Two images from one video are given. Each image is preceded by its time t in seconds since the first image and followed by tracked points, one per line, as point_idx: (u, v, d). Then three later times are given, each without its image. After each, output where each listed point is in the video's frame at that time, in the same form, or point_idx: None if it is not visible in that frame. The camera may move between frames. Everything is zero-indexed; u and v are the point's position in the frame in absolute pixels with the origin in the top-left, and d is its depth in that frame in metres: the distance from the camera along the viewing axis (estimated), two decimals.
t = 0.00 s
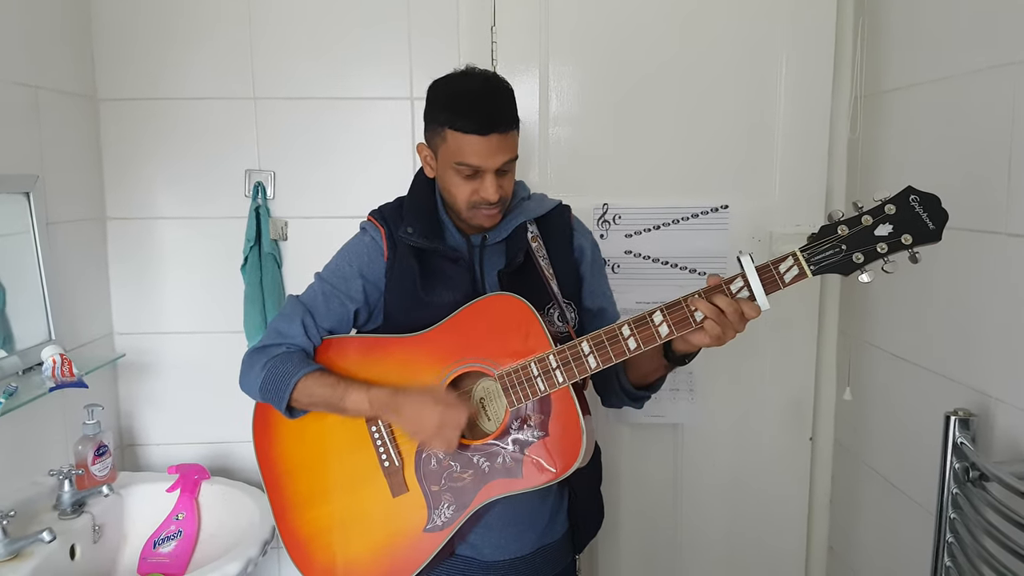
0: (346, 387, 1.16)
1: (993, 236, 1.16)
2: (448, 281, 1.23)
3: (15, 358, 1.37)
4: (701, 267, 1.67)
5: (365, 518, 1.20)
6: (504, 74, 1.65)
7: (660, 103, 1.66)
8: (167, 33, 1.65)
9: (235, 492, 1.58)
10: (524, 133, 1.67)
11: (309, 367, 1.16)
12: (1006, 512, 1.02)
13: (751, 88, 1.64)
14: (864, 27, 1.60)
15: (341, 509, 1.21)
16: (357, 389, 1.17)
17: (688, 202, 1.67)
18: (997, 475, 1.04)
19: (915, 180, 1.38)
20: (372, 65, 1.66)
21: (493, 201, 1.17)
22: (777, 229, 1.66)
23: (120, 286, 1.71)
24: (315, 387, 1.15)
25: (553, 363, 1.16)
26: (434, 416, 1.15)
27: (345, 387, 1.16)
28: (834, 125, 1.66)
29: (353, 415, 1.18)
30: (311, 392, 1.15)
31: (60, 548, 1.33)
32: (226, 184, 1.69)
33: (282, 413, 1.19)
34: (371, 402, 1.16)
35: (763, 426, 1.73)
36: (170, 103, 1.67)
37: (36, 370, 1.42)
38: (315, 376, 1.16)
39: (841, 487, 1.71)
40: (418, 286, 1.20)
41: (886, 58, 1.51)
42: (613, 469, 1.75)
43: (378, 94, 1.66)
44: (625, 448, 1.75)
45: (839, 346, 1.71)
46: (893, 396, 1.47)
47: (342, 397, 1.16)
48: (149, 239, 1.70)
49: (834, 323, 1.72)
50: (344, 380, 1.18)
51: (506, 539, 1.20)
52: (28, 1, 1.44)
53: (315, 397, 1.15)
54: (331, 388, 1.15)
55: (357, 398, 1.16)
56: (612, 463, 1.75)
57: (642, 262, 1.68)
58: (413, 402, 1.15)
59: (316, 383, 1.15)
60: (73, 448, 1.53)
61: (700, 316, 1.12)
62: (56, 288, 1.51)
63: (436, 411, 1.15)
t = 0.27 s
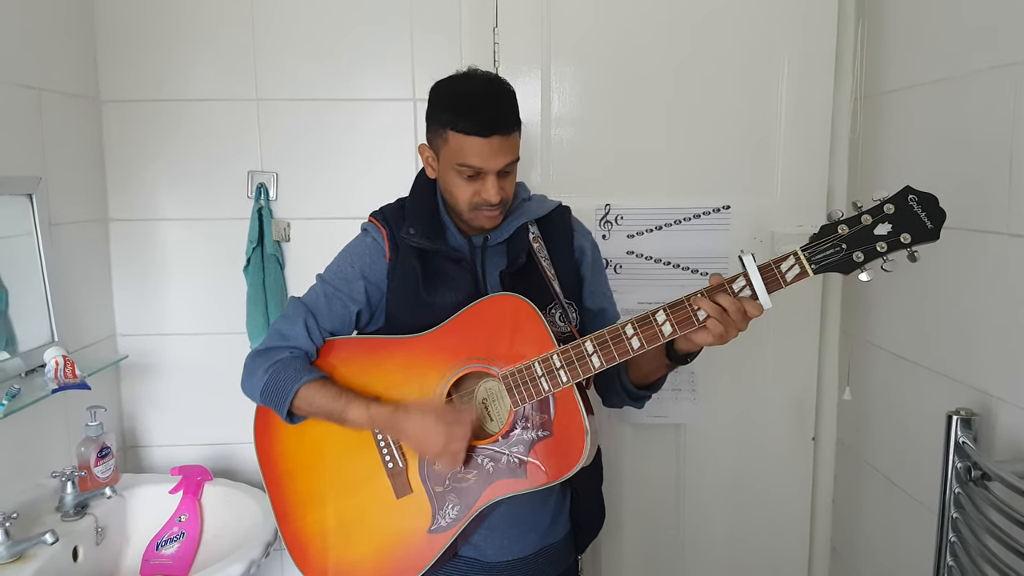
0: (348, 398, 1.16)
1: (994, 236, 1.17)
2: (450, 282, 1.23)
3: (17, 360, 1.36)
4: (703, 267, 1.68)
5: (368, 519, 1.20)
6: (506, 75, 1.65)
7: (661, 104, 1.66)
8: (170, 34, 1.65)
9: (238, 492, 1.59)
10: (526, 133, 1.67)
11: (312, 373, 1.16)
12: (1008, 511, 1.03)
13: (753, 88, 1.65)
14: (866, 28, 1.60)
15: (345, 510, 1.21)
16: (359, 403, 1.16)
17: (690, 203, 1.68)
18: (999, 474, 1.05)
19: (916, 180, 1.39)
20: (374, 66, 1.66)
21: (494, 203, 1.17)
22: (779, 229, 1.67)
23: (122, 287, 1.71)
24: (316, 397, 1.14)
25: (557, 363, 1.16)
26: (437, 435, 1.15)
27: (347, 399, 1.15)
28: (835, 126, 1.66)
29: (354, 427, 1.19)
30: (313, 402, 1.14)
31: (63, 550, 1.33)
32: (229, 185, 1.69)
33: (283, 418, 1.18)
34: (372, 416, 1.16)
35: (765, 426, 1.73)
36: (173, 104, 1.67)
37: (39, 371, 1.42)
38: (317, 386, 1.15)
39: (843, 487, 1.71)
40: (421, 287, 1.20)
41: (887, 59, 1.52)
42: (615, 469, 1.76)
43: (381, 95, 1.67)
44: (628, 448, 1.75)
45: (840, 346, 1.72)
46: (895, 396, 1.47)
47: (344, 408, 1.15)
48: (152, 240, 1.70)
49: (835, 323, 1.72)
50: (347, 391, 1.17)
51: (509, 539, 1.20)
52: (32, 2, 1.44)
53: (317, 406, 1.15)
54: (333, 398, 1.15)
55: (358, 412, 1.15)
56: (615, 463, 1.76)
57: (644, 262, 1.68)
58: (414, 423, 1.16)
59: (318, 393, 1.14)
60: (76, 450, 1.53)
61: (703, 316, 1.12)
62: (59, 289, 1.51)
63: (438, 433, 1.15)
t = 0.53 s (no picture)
0: (348, 391, 1.15)
1: (991, 235, 1.17)
2: (448, 282, 1.23)
3: (14, 362, 1.36)
4: (701, 267, 1.68)
5: (367, 523, 1.20)
6: (504, 76, 1.65)
7: (659, 104, 1.66)
8: (167, 34, 1.65)
9: (235, 494, 1.58)
10: (524, 134, 1.67)
11: (311, 370, 1.16)
12: (1005, 510, 1.03)
13: (750, 89, 1.65)
14: (863, 28, 1.61)
15: (346, 512, 1.21)
16: (362, 393, 1.16)
17: (688, 203, 1.68)
18: (996, 473, 1.05)
19: (913, 180, 1.39)
20: (372, 66, 1.66)
21: (491, 202, 1.17)
22: (777, 229, 1.67)
23: (119, 289, 1.71)
24: (318, 391, 1.14)
25: (557, 362, 1.16)
26: (442, 417, 1.14)
27: (349, 391, 1.16)
28: (833, 126, 1.67)
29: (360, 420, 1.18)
30: (314, 396, 1.14)
31: (60, 552, 1.32)
32: (226, 186, 1.68)
33: (286, 418, 1.18)
34: (376, 406, 1.15)
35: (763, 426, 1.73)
36: (171, 105, 1.66)
37: (36, 373, 1.42)
38: (318, 380, 1.15)
39: (841, 486, 1.72)
40: (418, 288, 1.21)
41: (884, 59, 1.52)
42: (613, 469, 1.76)
43: (379, 95, 1.66)
44: (626, 448, 1.75)
45: (838, 345, 1.72)
46: (892, 396, 1.48)
47: (346, 400, 1.15)
48: (149, 242, 1.70)
49: (833, 323, 1.72)
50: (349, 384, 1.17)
51: (508, 539, 1.21)
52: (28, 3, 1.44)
53: (319, 401, 1.15)
54: (334, 392, 1.15)
55: (361, 403, 1.15)
56: (613, 463, 1.76)
57: (642, 263, 1.68)
58: (418, 407, 1.14)
59: (319, 388, 1.15)
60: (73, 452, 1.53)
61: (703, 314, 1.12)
62: (55, 291, 1.50)
63: (442, 412, 1.14)
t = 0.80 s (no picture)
0: (349, 398, 1.15)
1: (990, 236, 1.17)
2: (448, 282, 1.23)
3: (12, 361, 1.36)
4: (700, 267, 1.68)
5: (368, 524, 1.20)
6: (503, 76, 1.65)
7: (658, 104, 1.66)
8: (167, 34, 1.65)
9: (234, 493, 1.58)
10: (523, 134, 1.67)
11: (311, 374, 1.15)
12: (1004, 511, 1.03)
13: (749, 89, 1.65)
14: (862, 28, 1.60)
15: (348, 513, 1.21)
16: (362, 399, 1.15)
17: (687, 203, 1.68)
18: (995, 474, 1.05)
19: (913, 180, 1.39)
20: (371, 66, 1.66)
21: (487, 202, 1.17)
22: (776, 230, 1.67)
23: (118, 289, 1.71)
24: (317, 397, 1.14)
25: (561, 360, 1.16)
26: (444, 429, 1.14)
27: (348, 397, 1.15)
28: (832, 126, 1.66)
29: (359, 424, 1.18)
30: (315, 401, 1.14)
31: (58, 551, 1.32)
32: (225, 186, 1.68)
33: (284, 420, 1.18)
34: (376, 413, 1.15)
35: (762, 426, 1.73)
36: (170, 105, 1.67)
37: (34, 372, 1.42)
38: (318, 385, 1.15)
39: (840, 488, 1.71)
40: (419, 287, 1.20)
41: (883, 60, 1.52)
42: (612, 470, 1.76)
43: (378, 95, 1.67)
44: (624, 449, 1.75)
45: (837, 346, 1.72)
46: (891, 397, 1.48)
47: (346, 406, 1.14)
48: (148, 241, 1.70)
49: (832, 323, 1.72)
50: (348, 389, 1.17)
51: (508, 538, 1.20)
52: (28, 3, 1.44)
53: (319, 405, 1.14)
54: (334, 397, 1.14)
55: (362, 410, 1.15)
56: (612, 463, 1.76)
57: (642, 263, 1.68)
58: (420, 419, 1.14)
59: (320, 392, 1.14)
60: (71, 451, 1.53)
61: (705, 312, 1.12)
62: (54, 291, 1.50)
63: (445, 428, 1.14)
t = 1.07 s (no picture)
0: (352, 388, 1.15)
1: (992, 233, 1.17)
2: (449, 278, 1.23)
3: (13, 357, 1.36)
4: (701, 264, 1.68)
5: (372, 521, 1.20)
6: (504, 73, 1.65)
7: (659, 101, 1.66)
8: (167, 30, 1.65)
9: (235, 489, 1.58)
10: (523, 131, 1.67)
11: (314, 367, 1.16)
12: (1005, 509, 1.03)
13: (751, 86, 1.64)
14: (864, 25, 1.60)
15: (351, 509, 1.21)
16: (365, 391, 1.16)
17: (688, 200, 1.67)
18: (996, 472, 1.05)
19: (914, 177, 1.38)
20: (371, 63, 1.65)
21: (486, 198, 1.17)
22: (777, 227, 1.66)
23: (118, 285, 1.71)
24: (320, 388, 1.14)
25: (563, 357, 1.17)
26: (445, 419, 1.13)
27: (352, 389, 1.15)
28: (834, 123, 1.66)
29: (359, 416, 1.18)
30: (318, 393, 1.14)
31: (59, 547, 1.32)
32: (225, 183, 1.68)
33: (288, 415, 1.18)
34: (378, 402, 1.15)
35: (763, 423, 1.73)
36: (170, 101, 1.66)
37: (35, 368, 1.42)
38: (321, 377, 1.15)
39: (841, 484, 1.71)
40: (420, 283, 1.20)
41: (885, 56, 1.51)
42: (612, 466, 1.76)
43: (378, 92, 1.66)
44: (625, 446, 1.75)
45: (838, 343, 1.72)
46: (892, 394, 1.47)
47: (350, 397, 1.15)
48: (148, 238, 1.70)
49: (833, 320, 1.72)
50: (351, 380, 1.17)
51: (509, 534, 1.20)
52: None
53: (323, 398, 1.14)
54: (338, 388, 1.14)
55: (365, 399, 1.15)
56: (612, 460, 1.76)
57: (642, 260, 1.68)
58: (420, 406, 1.14)
59: (323, 384, 1.14)
60: (72, 447, 1.53)
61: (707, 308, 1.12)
62: (55, 287, 1.50)
63: (445, 415, 1.13)
